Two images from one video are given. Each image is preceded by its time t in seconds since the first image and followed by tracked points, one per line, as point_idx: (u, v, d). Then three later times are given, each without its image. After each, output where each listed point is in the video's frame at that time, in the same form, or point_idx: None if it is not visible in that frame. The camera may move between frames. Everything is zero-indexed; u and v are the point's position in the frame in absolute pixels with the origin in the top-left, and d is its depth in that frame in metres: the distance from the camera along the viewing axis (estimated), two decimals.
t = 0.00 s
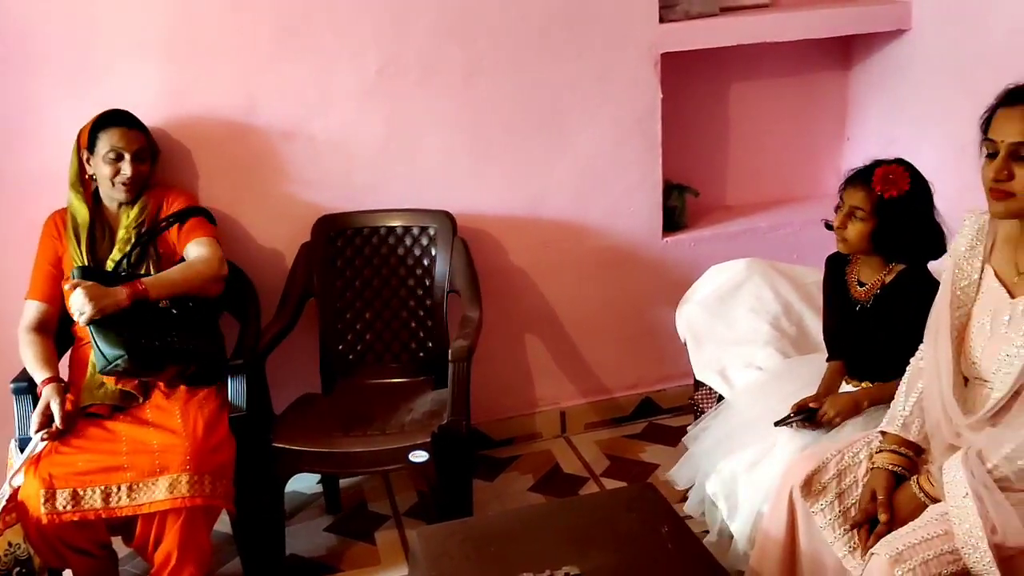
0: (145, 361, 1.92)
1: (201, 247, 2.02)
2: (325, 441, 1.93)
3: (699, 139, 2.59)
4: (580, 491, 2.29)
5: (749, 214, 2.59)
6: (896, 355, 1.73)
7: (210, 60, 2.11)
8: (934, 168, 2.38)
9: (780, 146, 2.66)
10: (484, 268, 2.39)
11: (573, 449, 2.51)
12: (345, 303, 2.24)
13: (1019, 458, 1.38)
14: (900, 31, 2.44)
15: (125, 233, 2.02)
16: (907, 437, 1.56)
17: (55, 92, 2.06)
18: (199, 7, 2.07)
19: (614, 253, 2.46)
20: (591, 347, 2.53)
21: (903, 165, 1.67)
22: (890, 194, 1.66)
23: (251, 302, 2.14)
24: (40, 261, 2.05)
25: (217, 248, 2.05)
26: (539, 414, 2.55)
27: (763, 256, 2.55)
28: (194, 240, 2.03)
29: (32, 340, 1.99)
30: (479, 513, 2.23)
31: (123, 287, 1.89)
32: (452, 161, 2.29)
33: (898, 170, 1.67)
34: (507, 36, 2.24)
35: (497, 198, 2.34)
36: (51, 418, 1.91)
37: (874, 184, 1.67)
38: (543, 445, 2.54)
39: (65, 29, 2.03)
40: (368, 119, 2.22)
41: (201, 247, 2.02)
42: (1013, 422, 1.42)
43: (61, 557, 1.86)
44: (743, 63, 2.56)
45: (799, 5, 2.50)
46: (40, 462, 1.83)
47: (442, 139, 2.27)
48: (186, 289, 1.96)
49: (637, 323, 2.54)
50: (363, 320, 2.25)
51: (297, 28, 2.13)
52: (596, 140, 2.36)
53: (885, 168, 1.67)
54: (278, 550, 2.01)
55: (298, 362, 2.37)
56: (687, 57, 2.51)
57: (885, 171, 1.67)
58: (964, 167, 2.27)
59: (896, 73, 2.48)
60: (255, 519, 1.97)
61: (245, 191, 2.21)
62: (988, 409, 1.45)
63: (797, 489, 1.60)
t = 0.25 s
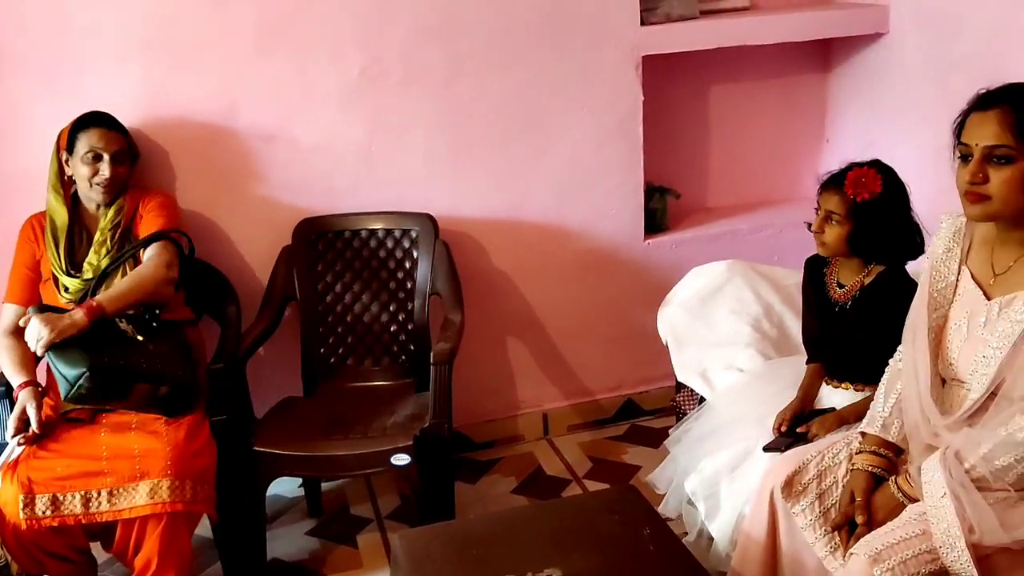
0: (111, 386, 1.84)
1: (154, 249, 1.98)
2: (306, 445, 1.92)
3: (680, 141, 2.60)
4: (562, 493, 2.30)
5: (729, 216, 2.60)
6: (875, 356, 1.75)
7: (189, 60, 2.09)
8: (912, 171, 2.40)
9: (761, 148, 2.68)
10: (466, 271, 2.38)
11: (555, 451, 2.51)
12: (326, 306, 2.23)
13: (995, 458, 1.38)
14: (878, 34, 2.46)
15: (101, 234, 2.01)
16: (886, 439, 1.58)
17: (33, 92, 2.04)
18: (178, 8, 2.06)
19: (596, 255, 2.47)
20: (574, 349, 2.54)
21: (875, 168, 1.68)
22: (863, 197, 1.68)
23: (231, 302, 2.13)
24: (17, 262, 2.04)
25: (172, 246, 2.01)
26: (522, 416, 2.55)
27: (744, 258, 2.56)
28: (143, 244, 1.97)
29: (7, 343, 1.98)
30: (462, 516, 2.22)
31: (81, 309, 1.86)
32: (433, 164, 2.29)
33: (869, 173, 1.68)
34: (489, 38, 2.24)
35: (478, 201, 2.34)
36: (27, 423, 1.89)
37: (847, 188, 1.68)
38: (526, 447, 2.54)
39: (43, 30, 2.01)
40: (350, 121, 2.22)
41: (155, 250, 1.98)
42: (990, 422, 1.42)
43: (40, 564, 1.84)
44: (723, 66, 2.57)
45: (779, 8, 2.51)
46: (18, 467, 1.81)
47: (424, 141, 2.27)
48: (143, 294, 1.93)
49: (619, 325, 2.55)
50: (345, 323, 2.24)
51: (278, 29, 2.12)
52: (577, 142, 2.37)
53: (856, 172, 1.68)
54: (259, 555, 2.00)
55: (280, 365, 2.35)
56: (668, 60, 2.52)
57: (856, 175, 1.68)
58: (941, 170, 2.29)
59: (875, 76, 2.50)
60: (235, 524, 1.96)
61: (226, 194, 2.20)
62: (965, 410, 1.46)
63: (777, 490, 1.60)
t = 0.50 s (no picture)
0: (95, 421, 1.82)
1: (143, 292, 1.98)
2: (297, 448, 1.91)
3: (671, 143, 2.61)
4: (553, 495, 2.30)
5: (720, 218, 2.61)
6: (866, 357, 1.75)
7: (180, 63, 2.09)
8: (901, 173, 2.41)
9: (752, 150, 2.69)
10: (458, 273, 2.39)
11: (547, 453, 2.51)
12: (317, 309, 2.23)
13: (983, 458, 1.38)
14: (868, 37, 2.47)
15: (90, 240, 2.01)
16: (875, 440, 1.58)
17: (22, 96, 2.04)
18: (168, 11, 2.05)
19: (587, 257, 2.47)
20: (566, 352, 2.54)
21: (863, 169, 1.69)
22: (852, 199, 1.68)
23: (223, 305, 2.12)
24: (6, 265, 2.03)
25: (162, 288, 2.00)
26: (513, 418, 2.55)
27: (735, 260, 2.57)
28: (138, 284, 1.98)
29: None
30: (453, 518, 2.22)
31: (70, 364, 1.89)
32: (424, 166, 2.29)
33: (858, 174, 1.68)
34: (480, 41, 2.24)
35: (470, 203, 2.34)
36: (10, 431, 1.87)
37: (836, 191, 1.70)
38: (518, 449, 2.54)
39: (33, 32, 2.01)
40: (341, 123, 2.22)
41: (144, 293, 1.98)
42: (978, 423, 1.44)
43: (30, 567, 1.84)
44: (714, 68, 2.58)
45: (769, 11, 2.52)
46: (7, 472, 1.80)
47: (415, 143, 2.27)
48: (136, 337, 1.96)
49: (610, 326, 2.55)
50: (336, 326, 2.24)
51: (268, 32, 2.12)
52: (568, 144, 2.37)
53: (844, 174, 1.69)
54: (250, 558, 2.00)
55: (271, 367, 2.35)
56: (658, 62, 2.53)
57: (844, 177, 1.69)
58: (930, 172, 2.30)
59: (864, 79, 2.50)
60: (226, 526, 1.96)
61: (217, 197, 2.20)
62: (954, 411, 1.47)
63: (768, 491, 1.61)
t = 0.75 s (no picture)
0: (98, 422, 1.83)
1: (156, 300, 2.00)
2: (299, 450, 1.92)
3: (673, 145, 2.61)
4: (555, 497, 2.30)
5: (721, 220, 2.61)
6: (867, 359, 1.75)
7: (182, 66, 2.10)
8: (903, 174, 2.41)
9: (754, 152, 2.69)
10: (460, 275, 2.39)
11: (549, 454, 2.51)
12: (319, 311, 2.23)
13: (984, 459, 1.39)
14: (869, 38, 2.47)
15: (97, 244, 2.01)
16: (878, 442, 1.58)
17: (25, 98, 2.05)
18: (170, 14, 2.06)
19: (589, 259, 2.47)
20: (567, 353, 2.54)
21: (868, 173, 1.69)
22: (859, 203, 1.68)
23: (226, 308, 2.13)
24: (12, 271, 2.04)
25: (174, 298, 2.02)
26: (515, 420, 2.55)
27: (737, 261, 2.57)
28: (149, 292, 2.00)
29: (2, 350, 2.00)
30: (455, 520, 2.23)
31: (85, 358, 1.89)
32: (426, 168, 2.29)
33: (864, 178, 1.68)
34: (481, 43, 2.24)
35: (471, 205, 2.35)
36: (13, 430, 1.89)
37: (842, 194, 1.69)
38: (520, 451, 2.55)
39: (36, 36, 2.01)
40: (342, 126, 2.22)
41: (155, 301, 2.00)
42: (979, 424, 1.44)
43: (32, 568, 1.84)
44: (716, 70, 2.58)
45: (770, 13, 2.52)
46: (10, 474, 1.80)
47: (416, 146, 2.27)
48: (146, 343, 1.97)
49: (612, 328, 2.56)
50: (338, 327, 2.25)
51: (270, 35, 2.12)
52: (570, 146, 2.37)
53: (851, 177, 1.68)
54: (252, 559, 2.00)
55: (273, 369, 2.36)
56: (660, 64, 2.53)
57: (850, 181, 1.68)
58: (932, 173, 2.30)
59: (866, 80, 2.51)
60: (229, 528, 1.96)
61: (219, 199, 2.20)
62: (955, 413, 1.47)
63: (770, 494, 1.61)
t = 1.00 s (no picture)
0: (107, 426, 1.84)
1: (175, 305, 2.02)
2: (310, 451, 1.92)
3: (682, 146, 2.61)
4: (565, 498, 2.30)
5: (731, 221, 2.61)
6: (878, 360, 1.75)
7: (193, 69, 2.11)
8: (913, 175, 2.41)
9: (763, 153, 2.68)
10: (469, 276, 2.40)
11: (559, 455, 2.52)
12: (329, 313, 2.24)
13: (996, 462, 1.39)
14: (879, 39, 2.47)
15: (111, 247, 2.02)
16: (889, 444, 1.58)
17: (38, 102, 2.06)
18: (182, 17, 2.07)
19: (598, 260, 2.47)
20: (577, 355, 2.54)
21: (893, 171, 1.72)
22: (895, 200, 1.70)
23: (237, 309, 2.14)
24: (24, 273, 2.05)
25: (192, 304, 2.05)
26: (524, 421, 2.56)
27: (747, 262, 2.57)
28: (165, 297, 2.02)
29: (12, 351, 1.99)
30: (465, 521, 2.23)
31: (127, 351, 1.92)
32: (436, 170, 2.30)
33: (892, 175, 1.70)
34: (490, 45, 2.25)
35: (481, 207, 2.35)
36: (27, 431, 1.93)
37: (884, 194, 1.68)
38: (529, 452, 2.55)
39: (49, 39, 2.03)
40: (352, 128, 2.23)
41: (177, 305, 2.02)
42: (990, 426, 1.43)
43: (44, 568, 1.85)
44: (725, 71, 2.58)
45: (780, 14, 2.52)
46: (23, 476, 1.82)
47: (426, 148, 2.28)
48: (167, 347, 1.98)
49: (621, 329, 2.56)
50: (348, 329, 2.25)
51: (280, 38, 2.13)
52: (579, 147, 2.38)
53: (889, 177, 1.68)
54: (263, 560, 2.01)
55: (283, 371, 2.37)
56: (669, 65, 2.53)
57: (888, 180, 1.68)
58: (942, 173, 2.30)
59: (876, 81, 2.50)
60: (240, 529, 1.97)
61: (230, 201, 2.21)
62: (967, 414, 1.46)
63: (781, 495, 1.61)
